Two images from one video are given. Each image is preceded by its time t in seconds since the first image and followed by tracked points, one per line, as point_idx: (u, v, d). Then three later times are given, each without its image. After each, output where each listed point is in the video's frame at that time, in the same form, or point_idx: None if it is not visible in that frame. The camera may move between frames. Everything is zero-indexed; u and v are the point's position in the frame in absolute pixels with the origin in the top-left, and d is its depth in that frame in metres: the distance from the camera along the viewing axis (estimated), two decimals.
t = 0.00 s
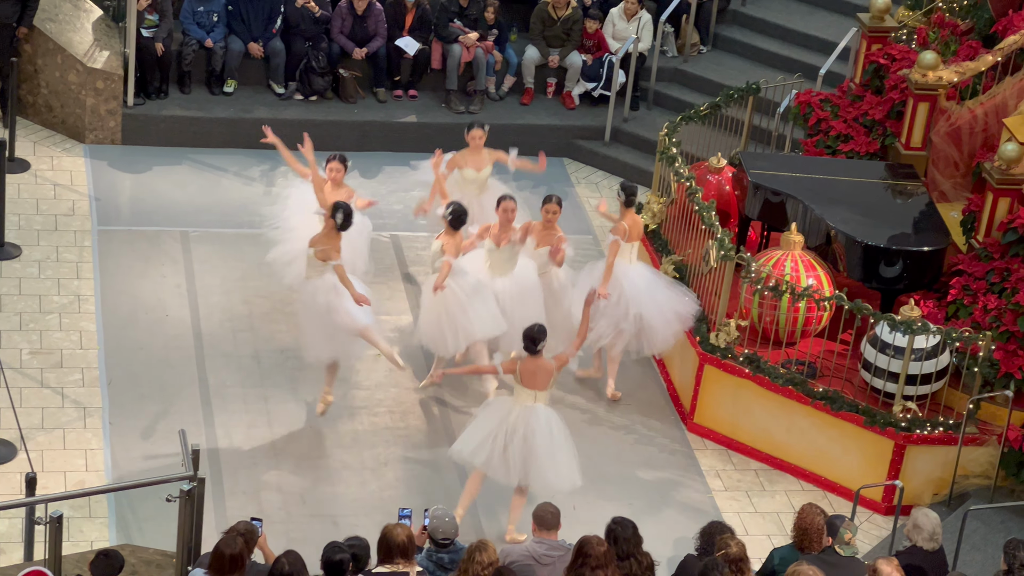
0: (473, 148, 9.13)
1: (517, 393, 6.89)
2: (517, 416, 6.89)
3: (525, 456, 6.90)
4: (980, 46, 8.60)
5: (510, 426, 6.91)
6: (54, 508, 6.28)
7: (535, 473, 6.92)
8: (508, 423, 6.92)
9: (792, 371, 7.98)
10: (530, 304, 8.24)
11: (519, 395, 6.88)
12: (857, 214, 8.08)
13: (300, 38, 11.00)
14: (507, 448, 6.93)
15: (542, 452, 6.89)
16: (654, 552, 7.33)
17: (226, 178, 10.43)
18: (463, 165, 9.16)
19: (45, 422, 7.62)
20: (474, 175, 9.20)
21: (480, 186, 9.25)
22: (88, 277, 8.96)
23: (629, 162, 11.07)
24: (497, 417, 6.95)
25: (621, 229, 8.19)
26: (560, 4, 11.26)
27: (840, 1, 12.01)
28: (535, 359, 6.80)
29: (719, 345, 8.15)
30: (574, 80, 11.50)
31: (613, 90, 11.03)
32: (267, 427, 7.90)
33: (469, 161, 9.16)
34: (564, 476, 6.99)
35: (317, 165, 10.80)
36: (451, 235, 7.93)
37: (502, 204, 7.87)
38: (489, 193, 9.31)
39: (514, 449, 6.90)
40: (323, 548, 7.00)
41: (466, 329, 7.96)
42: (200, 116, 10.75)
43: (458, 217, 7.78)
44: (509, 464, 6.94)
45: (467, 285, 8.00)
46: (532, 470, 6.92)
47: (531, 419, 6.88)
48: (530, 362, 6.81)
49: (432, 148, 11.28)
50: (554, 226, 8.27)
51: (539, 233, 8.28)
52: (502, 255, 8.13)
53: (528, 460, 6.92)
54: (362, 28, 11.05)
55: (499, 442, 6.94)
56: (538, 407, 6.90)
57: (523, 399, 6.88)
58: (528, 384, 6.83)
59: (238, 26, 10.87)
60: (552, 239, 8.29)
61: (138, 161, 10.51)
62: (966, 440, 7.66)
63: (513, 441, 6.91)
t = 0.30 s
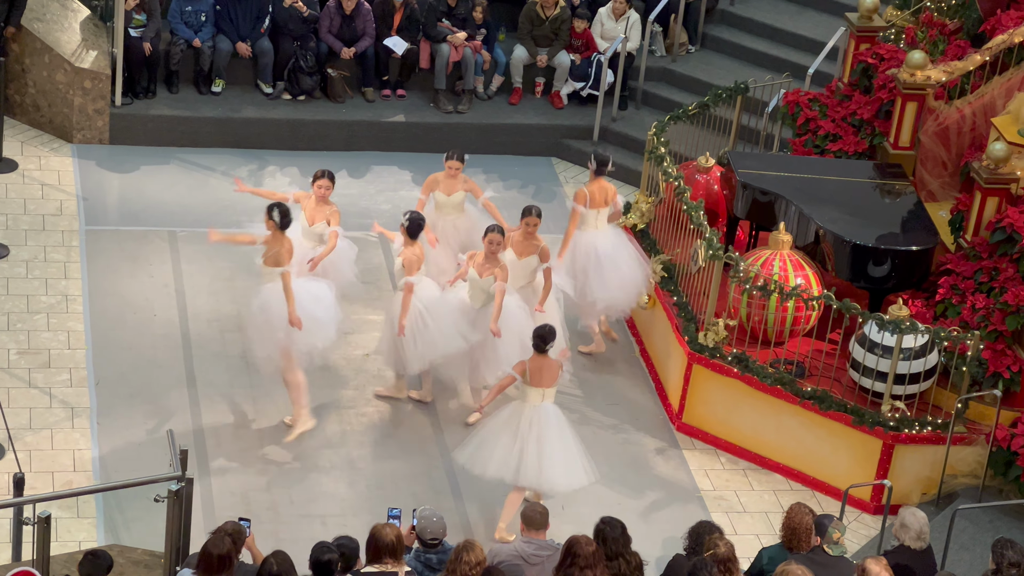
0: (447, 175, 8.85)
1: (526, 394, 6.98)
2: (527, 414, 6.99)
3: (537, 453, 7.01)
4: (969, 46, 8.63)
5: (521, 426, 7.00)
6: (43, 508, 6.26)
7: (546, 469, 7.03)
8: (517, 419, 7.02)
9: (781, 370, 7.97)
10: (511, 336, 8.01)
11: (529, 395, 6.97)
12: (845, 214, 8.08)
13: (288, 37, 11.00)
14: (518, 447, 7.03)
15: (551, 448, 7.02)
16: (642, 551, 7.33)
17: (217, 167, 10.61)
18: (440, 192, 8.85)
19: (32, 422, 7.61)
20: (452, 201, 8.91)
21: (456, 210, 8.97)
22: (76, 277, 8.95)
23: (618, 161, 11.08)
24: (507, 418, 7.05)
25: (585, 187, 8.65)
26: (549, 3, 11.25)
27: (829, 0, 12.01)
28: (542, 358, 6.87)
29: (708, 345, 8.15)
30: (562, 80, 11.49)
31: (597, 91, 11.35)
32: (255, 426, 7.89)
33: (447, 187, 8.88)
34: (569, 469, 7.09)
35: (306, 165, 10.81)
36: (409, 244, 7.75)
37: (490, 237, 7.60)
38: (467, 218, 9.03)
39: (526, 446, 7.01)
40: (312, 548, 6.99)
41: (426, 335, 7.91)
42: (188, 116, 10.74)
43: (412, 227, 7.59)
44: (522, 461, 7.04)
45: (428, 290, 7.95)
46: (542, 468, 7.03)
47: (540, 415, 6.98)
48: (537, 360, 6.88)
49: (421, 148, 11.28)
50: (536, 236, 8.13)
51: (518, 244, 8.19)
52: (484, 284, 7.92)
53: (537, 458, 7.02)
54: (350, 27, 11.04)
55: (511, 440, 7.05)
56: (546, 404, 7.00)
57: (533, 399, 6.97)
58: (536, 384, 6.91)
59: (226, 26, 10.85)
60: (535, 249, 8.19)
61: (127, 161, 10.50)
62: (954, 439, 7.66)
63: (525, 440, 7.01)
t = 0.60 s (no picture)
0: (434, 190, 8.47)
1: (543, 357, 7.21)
2: (541, 374, 7.22)
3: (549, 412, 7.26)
4: (962, 46, 8.63)
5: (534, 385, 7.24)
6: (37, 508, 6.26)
7: (554, 429, 7.29)
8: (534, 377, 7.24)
9: (774, 370, 7.96)
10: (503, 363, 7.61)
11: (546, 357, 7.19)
12: (838, 214, 8.07)
13: (281, 38, 11.01)
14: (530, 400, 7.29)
15: (563, 410, 7.25)
16: (636, 551, 7.34)
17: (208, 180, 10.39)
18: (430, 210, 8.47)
19: (26, 422, 7.62)
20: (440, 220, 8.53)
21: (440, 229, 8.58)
22: (69, 278, 8.96)
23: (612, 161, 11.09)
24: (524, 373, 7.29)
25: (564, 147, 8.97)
26: (542, 3, 11.27)
27: None
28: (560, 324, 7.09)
29: (701, 345, 8.13)
30: (555, 80, 11.47)
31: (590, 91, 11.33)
32: (248, 427, 7.90)
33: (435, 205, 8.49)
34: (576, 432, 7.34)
35: (299, 165, 10.82)
36: (385, 221, 7.98)
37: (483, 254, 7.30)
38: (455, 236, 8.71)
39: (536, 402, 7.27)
40: (305, 548, 6.99)
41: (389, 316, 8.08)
42: (182, 116, 10.75)
43: (379, 204, 7.79)
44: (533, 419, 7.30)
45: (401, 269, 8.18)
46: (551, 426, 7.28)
47: (554, 379, 7.21)
48: (558, 326, 7.10)
49: (414, 148, 11.28)
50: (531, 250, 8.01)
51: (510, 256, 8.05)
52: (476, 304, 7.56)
53: (548, 416, 7.27)
54: (344, 27, 11.05)
55: (525, 397, 7.30)
56: (564, 368, 7.22)
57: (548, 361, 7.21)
58: (553, 348, 7.14)
59: (219, 26, 10.86)
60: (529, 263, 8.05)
61: (120, 162, 10.51)
62: (948, 439, 7.66)
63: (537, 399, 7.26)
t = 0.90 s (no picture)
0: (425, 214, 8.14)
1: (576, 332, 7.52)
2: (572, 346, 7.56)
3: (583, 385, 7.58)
4: (959, 47, 8.66)
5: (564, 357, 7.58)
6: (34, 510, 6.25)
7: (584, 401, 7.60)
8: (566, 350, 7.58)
9: (771, 371, 7.97)
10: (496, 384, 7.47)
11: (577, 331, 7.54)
12: (835, 214, 8.08)
13: (279, 39, 11.03)
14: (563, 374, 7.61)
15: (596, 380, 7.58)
16: (633, 552, 7.34)
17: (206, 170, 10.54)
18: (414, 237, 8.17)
19: (24, 424, 7.62)
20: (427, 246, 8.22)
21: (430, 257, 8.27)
22: (67, 279, 8.97)
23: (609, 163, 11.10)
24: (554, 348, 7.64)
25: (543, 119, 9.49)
26: (539, 5, 11.21)
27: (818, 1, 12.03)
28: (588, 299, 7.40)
29: (699, 346, 8.14)
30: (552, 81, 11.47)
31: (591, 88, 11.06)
32: (246, 428, 7.90)
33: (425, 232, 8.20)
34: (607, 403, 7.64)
35: (297, 167, 10.83)
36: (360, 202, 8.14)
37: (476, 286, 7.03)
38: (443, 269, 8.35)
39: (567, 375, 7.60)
40: (304, 549, 6.99)
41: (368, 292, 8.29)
42: (180, 117, 10.76)
43: (360, 183, 7.92)
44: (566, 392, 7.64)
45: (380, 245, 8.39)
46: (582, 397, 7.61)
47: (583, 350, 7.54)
48: (586, 300, 7.42)
49: (412, 149, 11.29)
50: (534, 272, 7.77)
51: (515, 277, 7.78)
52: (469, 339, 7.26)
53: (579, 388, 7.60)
54: (341, 29, 11.05)
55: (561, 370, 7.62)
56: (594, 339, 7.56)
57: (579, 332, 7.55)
58: (584, 322, 7.47)
59: (217, 27, 10.88)
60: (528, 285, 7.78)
61: (118, 164, 10.51)
62: (946, 439, 7.65)
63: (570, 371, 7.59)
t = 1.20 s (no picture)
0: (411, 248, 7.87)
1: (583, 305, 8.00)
2: (585, 321, 8.07)
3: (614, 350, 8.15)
4: (958, 49, 8.64)
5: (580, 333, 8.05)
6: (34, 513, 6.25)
7: (621, 364, 8.18)
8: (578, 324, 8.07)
9: (771, 373, 7.98)
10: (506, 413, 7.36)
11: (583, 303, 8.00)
12: (835, 216, 8.09)
13: (278, 42, 11.04)
14: (588, 348, 8.12)
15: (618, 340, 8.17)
16: (633, 554, 7.34)
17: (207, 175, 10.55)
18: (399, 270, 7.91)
19: (24, 427, 7.62)
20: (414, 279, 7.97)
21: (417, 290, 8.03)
22: (67, 282, 8.97)
23: (608, 165, 11.11)
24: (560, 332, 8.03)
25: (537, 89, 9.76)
26: (539, 7, 11.23)
27: (817, 3, 12.03)
28: (592, 274, 7.87)
29: (698, 348, 8.15)
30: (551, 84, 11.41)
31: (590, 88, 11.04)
32: (246, 431, 7.90)
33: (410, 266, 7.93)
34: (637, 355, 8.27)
35: (296, 170, 10.83)
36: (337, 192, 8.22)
37: (492, 318, 6.93)
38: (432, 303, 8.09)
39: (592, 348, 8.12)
40: (303, 552, 6.99)
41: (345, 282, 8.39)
42: (179, 120, 10.76)
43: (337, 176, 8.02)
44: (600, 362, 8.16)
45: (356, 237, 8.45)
46: (614, 361, 8.18)
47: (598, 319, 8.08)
48: (590, 274, 7.89)
49: (411, 152, 11.29)
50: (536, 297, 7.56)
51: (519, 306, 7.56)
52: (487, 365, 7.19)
53: (603, 354, 8.14)
54: (340, 32, 11.07)
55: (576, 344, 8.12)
56: (598, 309, 8.11)
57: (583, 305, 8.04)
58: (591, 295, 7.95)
59: (216, 30, 10.89)
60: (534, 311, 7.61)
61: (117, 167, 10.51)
62: (945, 441, 7.66)
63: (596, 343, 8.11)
